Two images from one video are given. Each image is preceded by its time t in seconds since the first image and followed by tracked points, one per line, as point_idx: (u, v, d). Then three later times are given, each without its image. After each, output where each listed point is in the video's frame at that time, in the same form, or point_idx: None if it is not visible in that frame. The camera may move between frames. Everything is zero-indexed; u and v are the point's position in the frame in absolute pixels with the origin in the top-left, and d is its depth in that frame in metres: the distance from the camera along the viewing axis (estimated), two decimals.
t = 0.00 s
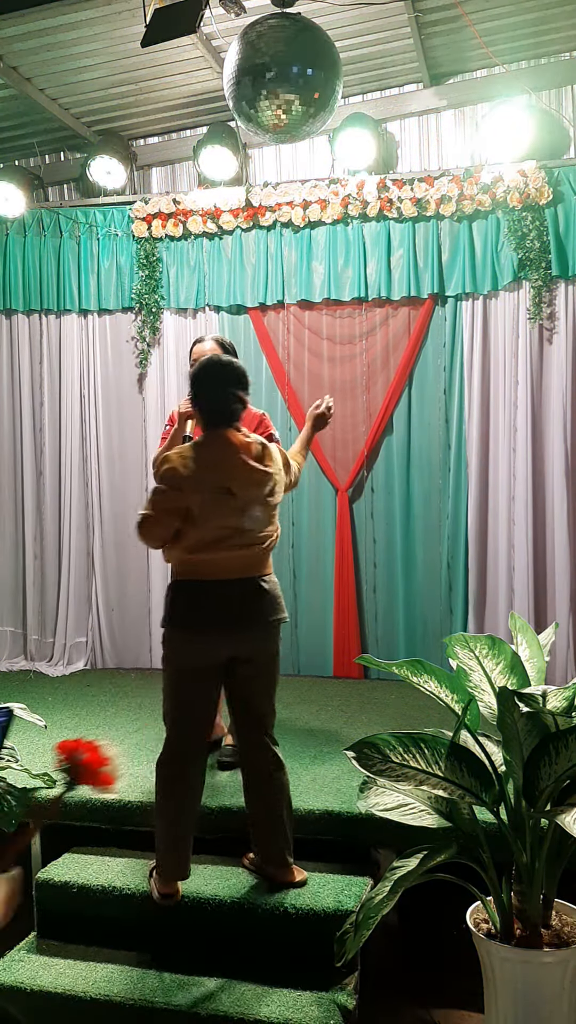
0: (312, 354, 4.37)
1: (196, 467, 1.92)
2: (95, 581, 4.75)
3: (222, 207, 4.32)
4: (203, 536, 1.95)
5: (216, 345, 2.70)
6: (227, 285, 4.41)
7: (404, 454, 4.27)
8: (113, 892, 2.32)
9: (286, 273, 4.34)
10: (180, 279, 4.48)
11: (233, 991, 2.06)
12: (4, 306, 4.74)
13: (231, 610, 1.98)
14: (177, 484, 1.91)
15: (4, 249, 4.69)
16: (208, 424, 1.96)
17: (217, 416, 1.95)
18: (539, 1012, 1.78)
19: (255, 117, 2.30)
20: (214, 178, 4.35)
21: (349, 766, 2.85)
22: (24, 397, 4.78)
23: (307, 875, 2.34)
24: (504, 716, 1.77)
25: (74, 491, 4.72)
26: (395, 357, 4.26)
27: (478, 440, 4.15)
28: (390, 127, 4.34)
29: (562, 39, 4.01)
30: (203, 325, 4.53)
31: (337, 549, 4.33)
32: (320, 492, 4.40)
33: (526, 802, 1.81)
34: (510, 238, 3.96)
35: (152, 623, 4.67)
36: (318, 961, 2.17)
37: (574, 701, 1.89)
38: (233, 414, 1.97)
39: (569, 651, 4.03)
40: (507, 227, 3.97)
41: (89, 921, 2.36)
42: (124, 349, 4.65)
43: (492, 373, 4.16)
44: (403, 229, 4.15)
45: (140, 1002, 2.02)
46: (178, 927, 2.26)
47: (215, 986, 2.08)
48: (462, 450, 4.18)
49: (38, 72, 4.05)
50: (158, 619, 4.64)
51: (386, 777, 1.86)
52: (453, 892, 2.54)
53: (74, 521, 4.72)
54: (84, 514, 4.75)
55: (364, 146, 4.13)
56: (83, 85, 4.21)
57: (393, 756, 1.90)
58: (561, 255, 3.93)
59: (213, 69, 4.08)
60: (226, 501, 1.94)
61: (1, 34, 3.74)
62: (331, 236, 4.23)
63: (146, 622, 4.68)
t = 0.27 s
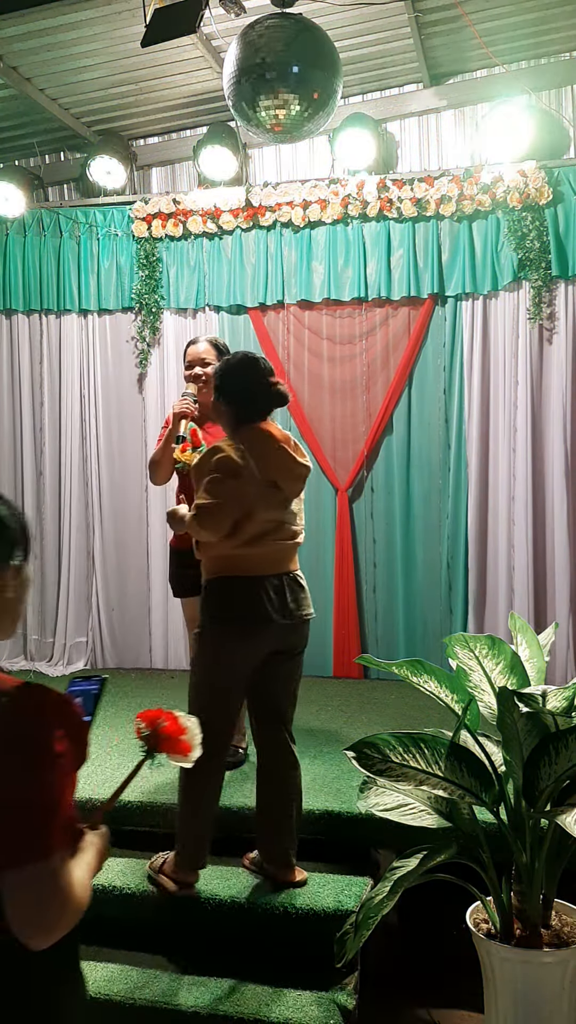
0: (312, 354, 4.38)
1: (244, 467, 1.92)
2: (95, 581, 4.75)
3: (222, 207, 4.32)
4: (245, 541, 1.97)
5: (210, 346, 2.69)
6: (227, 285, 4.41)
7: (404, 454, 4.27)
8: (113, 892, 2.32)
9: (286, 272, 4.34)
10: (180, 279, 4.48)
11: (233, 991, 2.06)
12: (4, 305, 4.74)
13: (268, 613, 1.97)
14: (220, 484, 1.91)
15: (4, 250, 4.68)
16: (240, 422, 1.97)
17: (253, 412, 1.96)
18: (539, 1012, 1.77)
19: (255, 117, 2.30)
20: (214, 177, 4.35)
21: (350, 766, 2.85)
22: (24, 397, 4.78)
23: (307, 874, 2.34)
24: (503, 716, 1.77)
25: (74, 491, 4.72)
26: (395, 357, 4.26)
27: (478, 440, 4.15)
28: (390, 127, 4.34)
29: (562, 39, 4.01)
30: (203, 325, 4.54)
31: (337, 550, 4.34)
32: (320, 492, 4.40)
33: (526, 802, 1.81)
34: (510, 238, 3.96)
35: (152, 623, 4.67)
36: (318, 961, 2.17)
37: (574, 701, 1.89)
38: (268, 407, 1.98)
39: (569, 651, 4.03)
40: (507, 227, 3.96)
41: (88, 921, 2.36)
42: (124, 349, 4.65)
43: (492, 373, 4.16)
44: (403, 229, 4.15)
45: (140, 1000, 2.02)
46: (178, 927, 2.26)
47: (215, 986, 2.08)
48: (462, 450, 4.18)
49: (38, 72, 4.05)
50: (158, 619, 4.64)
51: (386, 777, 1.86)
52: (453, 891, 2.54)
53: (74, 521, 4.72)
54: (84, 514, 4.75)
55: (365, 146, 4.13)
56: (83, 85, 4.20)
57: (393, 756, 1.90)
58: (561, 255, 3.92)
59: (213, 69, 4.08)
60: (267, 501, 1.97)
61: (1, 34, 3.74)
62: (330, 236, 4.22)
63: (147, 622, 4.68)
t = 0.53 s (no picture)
0: (312, 354, 4.38)
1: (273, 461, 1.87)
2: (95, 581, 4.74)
3: (222, 207, 4.32)
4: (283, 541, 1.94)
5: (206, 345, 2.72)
6: (227, 285, 4.41)
7: (403, 453, 4.27)
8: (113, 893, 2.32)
9: (286, 273, 4.34)
10: (180, 279, 4.47)
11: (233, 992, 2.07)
12: (4, 305, 4.74)
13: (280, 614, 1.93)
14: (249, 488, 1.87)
15: (4, 250, 4.68)
16: (237, 431, 1.95)
17: (246, 416, 1.95)
18: (539, 1013, 1.77)
19: (255, 117, 2.30)
20: (215, 177, 4.35)
21: (350, 766, 2.85)
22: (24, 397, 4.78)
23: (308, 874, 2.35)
24: (504, 716, 1.77)
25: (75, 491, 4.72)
26: (395, 356, 4.26)
27: (478, 440, 4.15)
28: (390, 127, 4.34)
29: (563, 39, 4.00)
30: (203, 325, 4.54)
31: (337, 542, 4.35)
32: (320, 492, 4.41)
33: (526, 801, 1.81)
34: (510, 239, 3.96)
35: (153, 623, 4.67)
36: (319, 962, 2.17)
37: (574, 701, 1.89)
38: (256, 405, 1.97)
39: (569, 651, 4.02)
40: (507, 227, 3.96)
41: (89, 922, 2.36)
42: (124, 349, 4.65)
43: (492, 373, 4.16)
44: (403, 229, 4.15)
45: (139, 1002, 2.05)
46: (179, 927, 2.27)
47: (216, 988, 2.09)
48: (462, 450, 4.18)
49: (38, 72, 4.05)
50: (158, 619, 4.64)
51: (387, 777, 1.83)
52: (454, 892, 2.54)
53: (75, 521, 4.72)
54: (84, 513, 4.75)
55: (365, 147, 4.13)
56: (84, 85, 4.20)
57: (395, 755, 1.86)
58: (561, 254, 3.91)
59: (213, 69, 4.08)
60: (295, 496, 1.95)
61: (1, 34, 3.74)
62: (331, 236, 4.22)
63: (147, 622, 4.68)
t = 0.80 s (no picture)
0: (312, 354, 4.38)
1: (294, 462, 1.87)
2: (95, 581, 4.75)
3: (222, 207, 4.32)
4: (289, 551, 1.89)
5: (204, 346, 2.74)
6: (227, 285, 4.41)
7: (404, 453, 4.27)
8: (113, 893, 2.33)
9: (286, 273, 4.34)
10: (180, 278, 4.47)
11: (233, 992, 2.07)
12: (4, 305, 4.74)
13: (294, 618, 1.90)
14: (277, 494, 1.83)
15: (4, 250, 4.69)
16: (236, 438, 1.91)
17: (243, 422, 1.92)
18: (539, 1013, 1.77)
19: (255, 117, 2.30)
20: (215, 177, 4.35)
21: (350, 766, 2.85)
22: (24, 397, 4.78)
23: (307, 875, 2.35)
24: (503, 716, 1.77)
25: (74, 490, 4.72)
26: (395, 356, 4.26)
27: (478, 440, 4.14)
28: (390, 127, 4.34)
29: (562, 38, 4.00)
30: (203, 324, 4.54)
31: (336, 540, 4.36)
32: (320, 492, 4.42)
33: (526, 802, 1.81)
34: (510, 239, 3.96)
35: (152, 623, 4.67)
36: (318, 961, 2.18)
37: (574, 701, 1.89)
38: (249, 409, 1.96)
39: (569, 651, 4.02)
40: (507, 227, 3.96)
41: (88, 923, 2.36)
42: (124, 348, 4.65)
43: (492, 373, 4.15)
44: (403, 229, 4.15)
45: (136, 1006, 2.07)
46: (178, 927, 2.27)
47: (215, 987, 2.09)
48: (462, 450, 4.18)
49: (38, 72, 4.05)
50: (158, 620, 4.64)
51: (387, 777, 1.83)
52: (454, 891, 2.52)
53: (75, 521, 4.72)
54: (84, 513, 4.75)
55: (365, 146, 4.12)
56: (84, 85, 4.20)
57: (395, 756, 1.86)
58: (561, 254, 3.91)
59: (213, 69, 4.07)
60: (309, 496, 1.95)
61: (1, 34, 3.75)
62: (331, 236, 4.22)
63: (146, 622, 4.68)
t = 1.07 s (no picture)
0: (312, 354, 4.38)
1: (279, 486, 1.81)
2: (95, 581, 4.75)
3: (222, 207, 4.33)
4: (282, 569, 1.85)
5: (203, 346, 2.75)
6: (227, 286, 4.41)
7: (404, 453, 4.28)
8: (113, 894, 2.33)
9: (286, 273, 4.34)
10: (180, 279, 4.47)
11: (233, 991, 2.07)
12: (4, 305, 4.74)
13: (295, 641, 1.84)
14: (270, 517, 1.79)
15: (4, 250, 4.68)
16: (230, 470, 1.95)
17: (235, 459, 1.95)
18: (540, 1013, 1.77)
19: (256, 117, 2.31)
20: (214, 177, 4.35)
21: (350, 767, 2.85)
22: (24, 397, 4.78)
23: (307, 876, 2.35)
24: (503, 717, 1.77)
25: (74, 490, 4.72)
26: (395, 356, 4.27)
27: (478, 440, 4.14)
28: (390, 127, 4.34)
29: (563, 38, 3.99)
30: (203, 324, 4.54)
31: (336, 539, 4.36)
32: (320, 492, 4.42)
33: (526, 802, 1.82)
34: (510, 239, 3.96)
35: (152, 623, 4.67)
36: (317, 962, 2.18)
37: (574, 701, 1.89)
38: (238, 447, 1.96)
39: (569, 651, 4.02)
40: (507, 227, 3.96)
41: (89, 922, 2.36)
42: (124, 348, 4.66)
43: (492, 374, 4.15)
44: (403, 229, 4.15)
45: (135, 1007, 2.07)
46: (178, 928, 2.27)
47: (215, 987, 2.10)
48: (462, 450, 4.18)
49: (38, 72, 4.05)
50: (158, 620, 4.64)
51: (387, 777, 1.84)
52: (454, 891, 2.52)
53: (75, 520, 4.72)
54: (84, 514, 4.76)
55: (365, 146, 4.12)
56: (84, 85, 4.20)
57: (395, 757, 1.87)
58: (561, 254, 3.91)
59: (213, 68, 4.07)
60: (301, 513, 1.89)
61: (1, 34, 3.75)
62: (331, 237, 4.22)
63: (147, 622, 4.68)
